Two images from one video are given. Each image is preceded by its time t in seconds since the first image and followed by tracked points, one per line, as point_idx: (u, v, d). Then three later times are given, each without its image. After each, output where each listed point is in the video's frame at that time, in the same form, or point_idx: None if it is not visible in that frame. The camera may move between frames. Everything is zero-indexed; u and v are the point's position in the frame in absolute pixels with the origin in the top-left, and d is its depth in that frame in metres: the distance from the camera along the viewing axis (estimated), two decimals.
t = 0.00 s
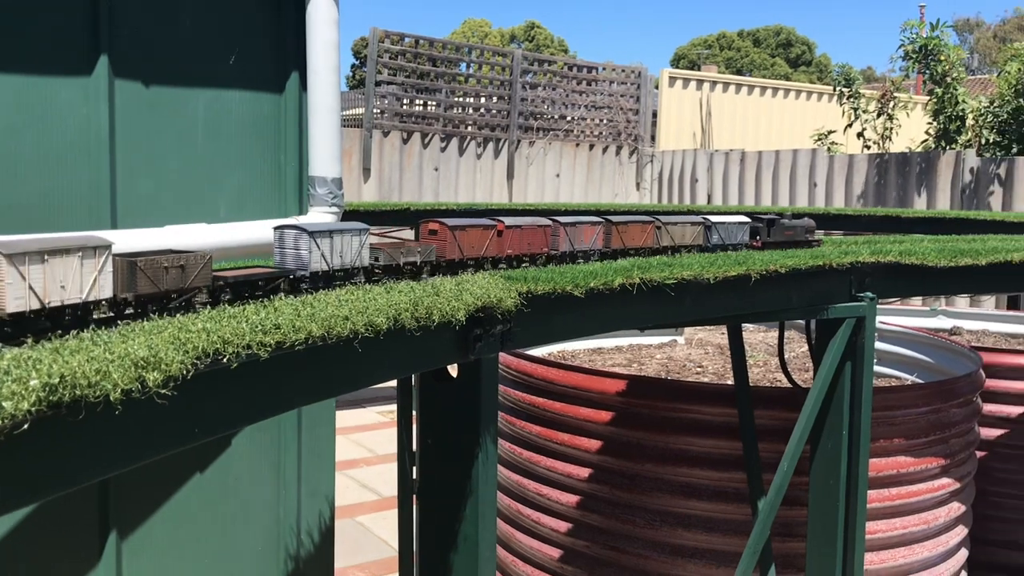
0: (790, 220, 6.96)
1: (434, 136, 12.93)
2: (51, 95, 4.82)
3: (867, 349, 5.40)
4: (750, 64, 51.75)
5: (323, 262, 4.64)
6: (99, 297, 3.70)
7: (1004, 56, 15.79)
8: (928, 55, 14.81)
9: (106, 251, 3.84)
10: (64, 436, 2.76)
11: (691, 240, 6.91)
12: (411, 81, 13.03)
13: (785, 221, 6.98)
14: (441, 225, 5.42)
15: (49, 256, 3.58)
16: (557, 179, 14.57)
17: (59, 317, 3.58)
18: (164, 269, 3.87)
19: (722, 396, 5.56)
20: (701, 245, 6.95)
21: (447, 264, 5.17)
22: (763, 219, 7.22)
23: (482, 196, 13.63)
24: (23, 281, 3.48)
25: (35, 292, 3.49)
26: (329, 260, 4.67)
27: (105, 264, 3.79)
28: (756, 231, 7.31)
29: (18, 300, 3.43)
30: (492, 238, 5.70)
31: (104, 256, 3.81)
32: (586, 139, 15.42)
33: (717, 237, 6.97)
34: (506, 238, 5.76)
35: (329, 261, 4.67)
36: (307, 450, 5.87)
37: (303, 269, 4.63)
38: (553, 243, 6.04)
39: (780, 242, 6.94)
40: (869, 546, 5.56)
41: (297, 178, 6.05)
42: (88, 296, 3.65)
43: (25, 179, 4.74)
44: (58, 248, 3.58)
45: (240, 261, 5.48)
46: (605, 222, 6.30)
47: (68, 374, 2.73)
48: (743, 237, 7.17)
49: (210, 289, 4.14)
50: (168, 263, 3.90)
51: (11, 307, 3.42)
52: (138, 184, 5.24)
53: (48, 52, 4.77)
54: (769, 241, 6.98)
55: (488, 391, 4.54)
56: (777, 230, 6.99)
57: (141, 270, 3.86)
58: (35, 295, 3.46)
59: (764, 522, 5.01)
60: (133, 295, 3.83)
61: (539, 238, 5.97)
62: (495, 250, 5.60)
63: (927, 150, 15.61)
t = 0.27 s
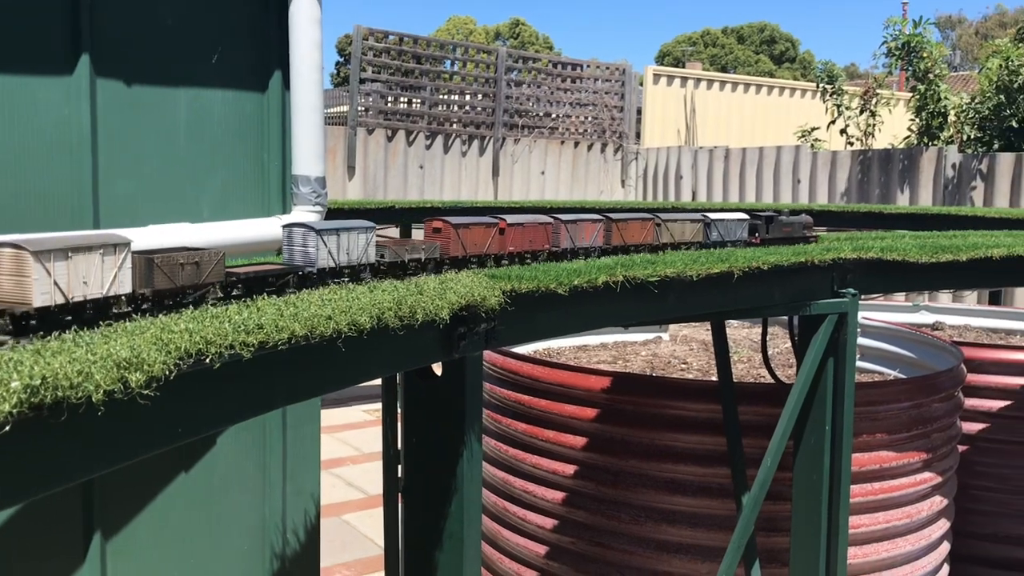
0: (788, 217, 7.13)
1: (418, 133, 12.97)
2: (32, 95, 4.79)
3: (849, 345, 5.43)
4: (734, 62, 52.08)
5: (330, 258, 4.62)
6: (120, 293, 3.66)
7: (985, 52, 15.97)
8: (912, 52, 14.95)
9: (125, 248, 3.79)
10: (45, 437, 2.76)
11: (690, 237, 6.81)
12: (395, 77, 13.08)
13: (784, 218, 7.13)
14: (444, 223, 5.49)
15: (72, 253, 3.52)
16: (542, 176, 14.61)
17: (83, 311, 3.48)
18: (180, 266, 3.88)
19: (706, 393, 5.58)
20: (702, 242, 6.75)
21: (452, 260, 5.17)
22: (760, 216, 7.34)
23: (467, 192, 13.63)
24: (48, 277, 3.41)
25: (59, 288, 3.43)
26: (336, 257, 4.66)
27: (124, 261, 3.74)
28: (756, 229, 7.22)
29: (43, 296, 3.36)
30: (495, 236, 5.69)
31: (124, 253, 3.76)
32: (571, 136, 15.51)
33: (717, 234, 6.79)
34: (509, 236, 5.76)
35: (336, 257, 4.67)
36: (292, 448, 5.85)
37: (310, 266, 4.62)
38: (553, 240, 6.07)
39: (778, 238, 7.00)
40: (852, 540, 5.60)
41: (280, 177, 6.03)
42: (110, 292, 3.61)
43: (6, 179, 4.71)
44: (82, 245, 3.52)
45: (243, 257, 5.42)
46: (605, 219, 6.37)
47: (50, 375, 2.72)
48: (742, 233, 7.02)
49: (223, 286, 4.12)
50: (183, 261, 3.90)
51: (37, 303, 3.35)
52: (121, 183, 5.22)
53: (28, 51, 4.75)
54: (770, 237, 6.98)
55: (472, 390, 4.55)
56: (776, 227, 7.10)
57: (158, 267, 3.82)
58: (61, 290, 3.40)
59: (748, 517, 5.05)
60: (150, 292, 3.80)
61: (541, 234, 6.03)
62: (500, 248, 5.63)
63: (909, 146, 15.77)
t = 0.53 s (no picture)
0: (785, 214, 7.46)
1: (402, 132, 13.06)
2: (12, 95, 4.76)
3: (832, 341, 5.46)
4: (719, 59, 52.34)
5: (338, 255, 4.62)
6: (138, 289, 3.73)
7: (966, 49, 16.14)
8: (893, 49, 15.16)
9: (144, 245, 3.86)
10: (25, 439, 2.75)
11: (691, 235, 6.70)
12: (379, 75, 13.10)
13: (780, 214, 7.45)
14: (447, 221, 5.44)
15: (93, 251, 3.58)
16: (528, 174, 14.69)
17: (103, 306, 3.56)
18: (194, 263, 3.91)
19: (690, 389, 5.61)
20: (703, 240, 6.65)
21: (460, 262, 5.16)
22: (757, 212, 7.49)
23: (452, 190, 13.75)
24: (70, 274, 3.45)
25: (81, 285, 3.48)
26: (344, 255, 4.66)
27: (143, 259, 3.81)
28: (754, 226, 7.16)
29: (66, 292, 3.42)
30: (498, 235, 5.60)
31: (143, 250, 3.83)
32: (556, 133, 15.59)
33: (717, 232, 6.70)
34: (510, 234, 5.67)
35: (343, 255, 4.65)
36: (277, 448, 5.83)
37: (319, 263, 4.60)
38: (555, 238, 6.00)
39: (777, 234, 7.32)
40: (836, 534, 5.64)
41: (264, 176, 6.01)
42: (129, 288, 3.68)
43: None
44: (103, 243, 3.58)
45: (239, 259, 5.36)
46: (605, 217, 6.33)
47: (30, 378, 2.72)
48: (741, 230, 6.86)
49: (235, 283, 4.18)
50: (197, 257, 3.94)
51: (59, 298, 3.41)
52: (102, 183, 5.19)
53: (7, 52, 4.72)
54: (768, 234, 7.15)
55: (456, 389, 4.56)
56: (774, 223, 7.36)
57: (174, 264, 3.87)
58: (82, 286, 3.46)
59: (733, 513, 5.08)
60: (166, 287, 3.86)
61: (541, 232, 5.92)
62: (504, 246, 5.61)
63: (892, 143, 15.90)
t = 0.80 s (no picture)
0: (783, 214, 7.44)
1: (386, 133, 13.38)
2: None
3: (813, 341, 5.48)
4: (703, 58, 52.71)
5: (341, 257, 4.78)
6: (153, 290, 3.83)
7: (946, 49, 16.38)
8: (873, 49, 15.60)
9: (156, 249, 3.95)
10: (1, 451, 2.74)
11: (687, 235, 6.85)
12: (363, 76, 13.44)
13: (777, 215, 7.39)
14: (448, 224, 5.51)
15: (109, 255, 3.69)
16: (511, 174, 15.01)
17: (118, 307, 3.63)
18: (203, 265, 4.02)
19: (673, 390, 5.62)
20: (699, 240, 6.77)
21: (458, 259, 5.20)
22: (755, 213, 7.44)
23: (437, 192, 14.07)
24: (86, 276, 3.56)
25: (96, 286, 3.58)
26: (348, 257, 4.83)
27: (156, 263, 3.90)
28: (752, 227, 7.18)
29: (82, 294, 3.51)
30: (498, 236, 5.73)
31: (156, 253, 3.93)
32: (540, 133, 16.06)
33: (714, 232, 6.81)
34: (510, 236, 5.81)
35: (348, 257, 4.82)
36: (259, 451, 5.83)
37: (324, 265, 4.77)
38: (554, 238, 6.15)
39: (774, 235, 7.24)
40: (819, 533, 5.67)
41: (246, 180, 5.98)
42: (143, 291, 3.78)
43: None
44: (118, 247, 3.69)
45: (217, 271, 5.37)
46: (603, 217, 6.52)
47: (6, 389, 2.71)
48: (738, 231, 6.95)
49: (241, 284, 4.29)
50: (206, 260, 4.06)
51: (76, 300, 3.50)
52: (81, 188, 5.16)
53: None
54: (765, 235, 7.13)
55: (439, 393, 4.55)
56: (771, 224, 7.32)
57: (185, 266, 3.97)
58: (98, 289, 3.55)
59: (716, 514, 5.11)
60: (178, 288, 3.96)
61: (540, 234, 6.07)
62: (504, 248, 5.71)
63: (874, 142, 16.09)
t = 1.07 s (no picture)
0: (777, 216, 7.12)
1: (370, 135, 13.63)
2: None
3: (794, 343, 5.50)
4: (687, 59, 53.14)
5: (344, 260, 4.80)
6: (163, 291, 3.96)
7: (926, 52, 16.57)
8: (854, 51, 15.86)
9: (164, 251, 4.08)
10: None
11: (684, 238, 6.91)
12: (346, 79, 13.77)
13: (774, 216, 7.11)
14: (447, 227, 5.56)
15: (121, 257, 3.80)
16: (495, 176, 15.35)
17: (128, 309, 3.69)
18: (211, 267, 4.17)
19: (654, 392, 5.64)
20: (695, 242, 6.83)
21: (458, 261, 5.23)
22: (751, 215, 7.22)
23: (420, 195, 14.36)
24: (99, 279, 3.69)
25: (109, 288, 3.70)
26: (350, 260, 4.84)
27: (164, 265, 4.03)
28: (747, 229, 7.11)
29: (94, 296, 3.63)
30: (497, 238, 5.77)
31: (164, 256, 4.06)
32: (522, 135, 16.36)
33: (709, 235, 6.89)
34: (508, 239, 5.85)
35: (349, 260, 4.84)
36: (241, 457, 5.88)
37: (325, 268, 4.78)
38: (552, 241, 6.18)
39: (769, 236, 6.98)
40: (800, 534, 5.69)
41: (225, 184, 5.99)
42: (153, 293, 3.92)
43: None
44: (130, 250, 3.81)
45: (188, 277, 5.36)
46: (601, 221, 6.52)
47: None
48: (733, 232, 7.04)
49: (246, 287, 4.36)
50: (212, 262, 4.21)
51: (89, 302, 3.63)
52: (60, 193, 5.13)
53: None
54: (761, 236, 6.89)
55: (419, 397, 4.55)
56: (767, 226, 7.07)
57: (191, 269, 4.14)
58: (110, 290, 3.68)
59: (698, 515, 5.12)
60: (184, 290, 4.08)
61: (538, 237, 6.10)
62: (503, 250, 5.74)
63: (855, 144, 16.28)
